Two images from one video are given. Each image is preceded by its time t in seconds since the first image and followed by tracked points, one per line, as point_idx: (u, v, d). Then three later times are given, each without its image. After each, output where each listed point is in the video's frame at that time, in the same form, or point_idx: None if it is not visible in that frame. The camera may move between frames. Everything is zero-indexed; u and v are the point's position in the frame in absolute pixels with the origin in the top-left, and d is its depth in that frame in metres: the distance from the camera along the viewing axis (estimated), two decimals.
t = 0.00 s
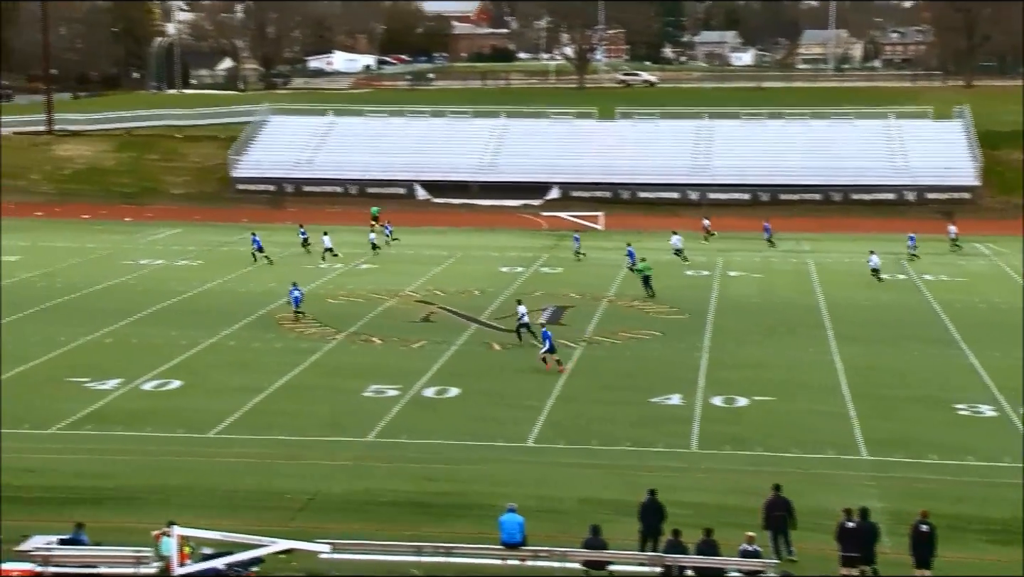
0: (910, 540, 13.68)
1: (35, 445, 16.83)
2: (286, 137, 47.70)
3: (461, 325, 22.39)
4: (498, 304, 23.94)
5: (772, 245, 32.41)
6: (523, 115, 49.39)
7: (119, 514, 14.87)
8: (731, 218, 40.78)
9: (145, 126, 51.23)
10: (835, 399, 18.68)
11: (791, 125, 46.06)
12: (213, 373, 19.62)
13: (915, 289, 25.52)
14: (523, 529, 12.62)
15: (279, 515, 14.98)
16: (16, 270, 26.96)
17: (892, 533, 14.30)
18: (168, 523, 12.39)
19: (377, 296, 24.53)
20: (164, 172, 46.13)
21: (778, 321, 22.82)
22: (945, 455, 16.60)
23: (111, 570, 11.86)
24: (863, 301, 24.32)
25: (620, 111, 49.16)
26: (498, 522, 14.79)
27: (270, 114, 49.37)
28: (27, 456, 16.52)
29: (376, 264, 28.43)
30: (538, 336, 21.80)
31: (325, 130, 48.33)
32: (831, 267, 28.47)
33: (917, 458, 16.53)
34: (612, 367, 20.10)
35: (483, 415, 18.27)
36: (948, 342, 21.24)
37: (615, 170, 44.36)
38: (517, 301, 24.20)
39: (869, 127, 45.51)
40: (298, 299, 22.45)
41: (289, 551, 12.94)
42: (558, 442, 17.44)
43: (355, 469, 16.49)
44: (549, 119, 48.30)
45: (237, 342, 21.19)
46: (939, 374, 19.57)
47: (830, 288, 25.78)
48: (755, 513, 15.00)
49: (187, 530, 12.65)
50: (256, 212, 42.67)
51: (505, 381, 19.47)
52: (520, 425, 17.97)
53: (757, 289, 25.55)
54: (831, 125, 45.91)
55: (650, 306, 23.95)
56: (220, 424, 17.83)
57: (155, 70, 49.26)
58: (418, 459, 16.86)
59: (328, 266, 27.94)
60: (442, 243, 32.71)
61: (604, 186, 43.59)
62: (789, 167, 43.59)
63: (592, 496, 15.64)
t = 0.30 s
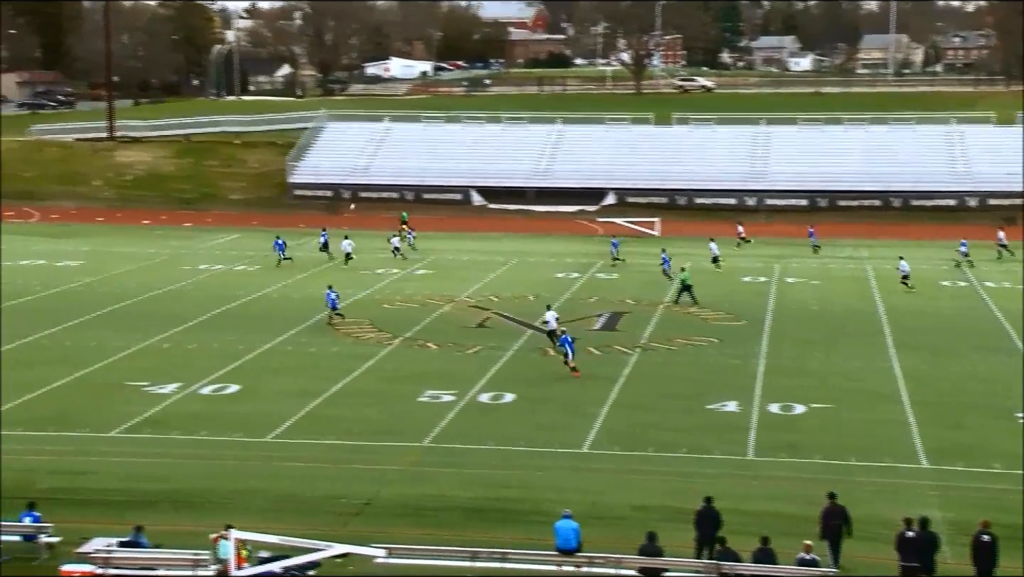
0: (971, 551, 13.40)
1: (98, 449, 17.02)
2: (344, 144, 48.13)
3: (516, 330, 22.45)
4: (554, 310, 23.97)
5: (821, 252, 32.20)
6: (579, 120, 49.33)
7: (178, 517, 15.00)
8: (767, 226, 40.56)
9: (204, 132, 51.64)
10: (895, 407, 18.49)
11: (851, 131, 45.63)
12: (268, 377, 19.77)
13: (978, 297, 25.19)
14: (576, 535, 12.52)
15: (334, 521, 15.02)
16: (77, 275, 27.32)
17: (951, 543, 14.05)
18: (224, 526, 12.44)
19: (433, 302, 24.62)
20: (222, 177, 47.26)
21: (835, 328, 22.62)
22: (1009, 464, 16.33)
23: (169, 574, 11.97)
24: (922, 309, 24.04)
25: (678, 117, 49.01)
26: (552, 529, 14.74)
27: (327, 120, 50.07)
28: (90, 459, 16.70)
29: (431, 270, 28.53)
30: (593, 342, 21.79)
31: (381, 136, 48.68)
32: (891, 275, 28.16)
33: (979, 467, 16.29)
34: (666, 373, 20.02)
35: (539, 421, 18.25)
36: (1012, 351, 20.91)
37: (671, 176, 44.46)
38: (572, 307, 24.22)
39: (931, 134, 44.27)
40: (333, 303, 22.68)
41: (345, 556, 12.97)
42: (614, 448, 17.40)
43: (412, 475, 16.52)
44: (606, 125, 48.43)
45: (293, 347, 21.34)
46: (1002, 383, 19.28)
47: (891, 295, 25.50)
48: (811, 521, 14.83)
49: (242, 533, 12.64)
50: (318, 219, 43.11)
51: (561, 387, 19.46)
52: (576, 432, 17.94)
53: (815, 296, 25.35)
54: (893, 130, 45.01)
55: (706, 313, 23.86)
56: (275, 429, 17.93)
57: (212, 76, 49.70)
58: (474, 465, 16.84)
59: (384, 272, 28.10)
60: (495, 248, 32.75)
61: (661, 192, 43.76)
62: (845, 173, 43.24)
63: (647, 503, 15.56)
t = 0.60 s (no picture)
0: None
1: (151, 451, 17.15)
2: (395, 149, 48.34)
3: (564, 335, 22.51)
4: (603, 315, 24.02)
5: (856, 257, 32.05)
6: (628, 125, 49.61)
7: (227, 520, 15.06)
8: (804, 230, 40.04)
9: (261, 136, 53.02)
10: (947, 416, 18.24)
11: (902, 135, 45.27)
12: (317, 381, 19.87)
13: None
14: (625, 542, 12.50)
15: (380, 525, 15.03)
16: (129, 278, 27.61)
17: (1004, 551, 13.76)
18: (275, 527, 12.50)
19: (480, 306, 24.68)
20: (274, 181, 47.15)
21: (886, 334, 22.41)
22: None
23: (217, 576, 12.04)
24: (975, 316, 23.76)
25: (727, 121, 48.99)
26: (600, 534, 14.65)
27: (375, 125, 50.21)
28: (143, 461, 16.82)
29: (479, 274, 28.62)
30: (641, 347, 21.75)
31: (430, 141, 48.75)
32: (943, 281, 27.88)
33: None
34: (713, 379, 19.91)
35: (588, 427, 18.21)
36: None
37: (721, 180, 43.83)
38: (620, 312, 24.25)
39: (984, 137, 44.44)
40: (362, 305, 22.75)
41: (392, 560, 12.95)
42: (662, 454, 17.30)
43: (459, 480, 16.50)
44: (655, 130, 48.24)
45: (341, 351, 21.43)
46: None
47: (943, 301, 25.25)
48: (861, 528, 14.61)
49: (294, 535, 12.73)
50: (362, 223, 42.85)
51: (610, 393, 19.42)
52: (624, 437, 17.88)
53: (865, 302, 25.15)
54: (944, 134, 44.97)
55: (754, 318, 23.78)
56: (324, 433, 17.99)
57: (266, 82, 61.26)
58: (521, 470, 16.81)
59: (433, 276, 28.24)
60: (541, 253, 32.84)
61: (710, 197, 42.81)
62: (897, 177, 42.59)
63: (695, 510, 15.43)
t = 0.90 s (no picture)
0: None
1: (206, 453, 17.29)
2: (445, 151, 48.50)
3: (615, 339, 22.54)
4: (653, 320, 24.00)
5: (889, 258, 31.95)
6: (678, 130, 49.72)
7: (279, 522, 15.06)
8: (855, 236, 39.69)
9: (310, 141, 52.95)
10: (1005, 424, 17.94)
11: (958, 139, 44.47)
12: (370, 384, 19.96)
13: None
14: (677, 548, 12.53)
15: (431, 527, 14.98)
16: (185, 281, 27.95)
17: None
18: (326, 529, 12.55)
19: (531, 310, 24.74)
20: (326, 185, 47.48)
21: (941, 340, 22.14)
22: None
23: None
24: None
25: (779, 125, 48.82)
26: (649, 538, 14.53)
27: (426, 129, 50.62)
28: (198, 463, 16.93)
29: (530, 278, 28.69)
30: (692, 351, 21.70)
31: (482, 143, 48.97)
32: (1001, 287, 27.50)
33: None
34: (764, 385, 19.78)
35: (638, 431, 18.16)
36: None
37: (772, 185, 43.42)
38: (671, 317, 24.21)
39: None
40: (392, 306, 23.01)
41: (442, 562, 12.86)
42: (713, 459, 17.17)
43: (510, 483, 16.44)
44: (705, 134, 47.84)
45: (393, 354, 21.55)
46: None
47: (1000, 307, 24.92)
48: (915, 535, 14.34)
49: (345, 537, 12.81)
50: (410, 226, 43.08)
51: (662, 397, 19.36)
52: (676, 442, 17.78)
53: (921, 307, 24.89)
54: (1001, 138, 44.16)
55: (807, 323, 23.65)
56: (375, 436, 18.04)
57: (319, 86, 64.68)
58: (572, 474, 16.73)
59: (484, 280, 28.35)
60: (591, 256, 32.88)
61: (762, 200, 42.77)
62: (955, 182, 41.75)
63: (745, 514, 15.25)
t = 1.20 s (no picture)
0: None
1: (261, 454, 17.36)
2: (499, 154, 48.56)
3: (667, 344, 22.53)
4: (706, 324, 23.98)
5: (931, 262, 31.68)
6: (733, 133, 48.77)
7: (329, 523, 14.99)
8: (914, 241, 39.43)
9: (361, 144, 53.09)
10: None
11: None
12: (421, 388, 20.03)
13: None
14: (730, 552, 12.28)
15: (480, 530, 14.81)
16: (239, 284, 28.19)
17: None
18: (377, 533, 12.60)
19: (583, 314, 24.81)
20: (380, 189, 47.82)
21: (999, 347, 21.82)
22: None
23: None
24: None
25: (834, 127, 47.80)
26: (700, 543, 14.31)
27: (478, 133, 50.86)
28: (252, 465, 16.98)
29: (582, 282, 28.68)
30: (746, 356, 21.62)
31: (534, 147, 48.90)
32: None
33: None
34: (817, 391, 19.59)
35: (690, 435, 18.06)
36: None
37: (827, 188, 42.98)
38: (723, 322, 24.14)
39: None
40: (424, 307, 23.34)
41: (493, 566, 12.74)
42: (767, 464, 16.97)
43: (560, 487, 16.28)
44: (760, 137, 47.23)
45: (446, 357, 21.70)
46: None
47: None
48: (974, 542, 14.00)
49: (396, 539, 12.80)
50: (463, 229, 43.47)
51: (716, 403, 19.27)
52: (729, 446, 17.64)
53: (979, 313, 24.56)
54: None
55: (863, 327, 23.45)
56: (428, 438, 18.07)
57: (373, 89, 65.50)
58: (625, 478, 16.56)
59: (536, 283, 28.40)
60: (642, 260, 32.77)
61: (817, 203, 42.69)
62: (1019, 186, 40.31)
63: (799, 519, 14.99)
